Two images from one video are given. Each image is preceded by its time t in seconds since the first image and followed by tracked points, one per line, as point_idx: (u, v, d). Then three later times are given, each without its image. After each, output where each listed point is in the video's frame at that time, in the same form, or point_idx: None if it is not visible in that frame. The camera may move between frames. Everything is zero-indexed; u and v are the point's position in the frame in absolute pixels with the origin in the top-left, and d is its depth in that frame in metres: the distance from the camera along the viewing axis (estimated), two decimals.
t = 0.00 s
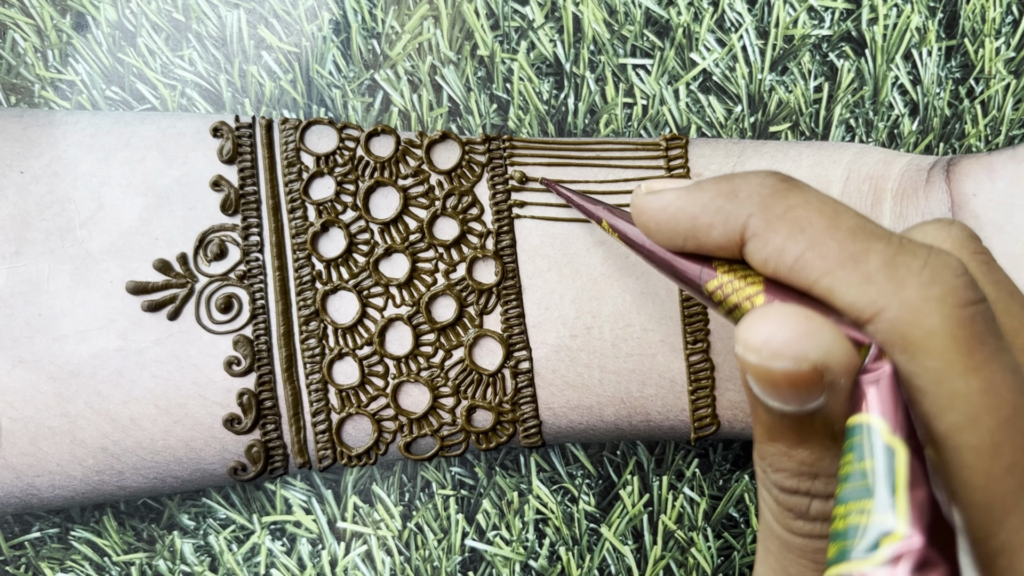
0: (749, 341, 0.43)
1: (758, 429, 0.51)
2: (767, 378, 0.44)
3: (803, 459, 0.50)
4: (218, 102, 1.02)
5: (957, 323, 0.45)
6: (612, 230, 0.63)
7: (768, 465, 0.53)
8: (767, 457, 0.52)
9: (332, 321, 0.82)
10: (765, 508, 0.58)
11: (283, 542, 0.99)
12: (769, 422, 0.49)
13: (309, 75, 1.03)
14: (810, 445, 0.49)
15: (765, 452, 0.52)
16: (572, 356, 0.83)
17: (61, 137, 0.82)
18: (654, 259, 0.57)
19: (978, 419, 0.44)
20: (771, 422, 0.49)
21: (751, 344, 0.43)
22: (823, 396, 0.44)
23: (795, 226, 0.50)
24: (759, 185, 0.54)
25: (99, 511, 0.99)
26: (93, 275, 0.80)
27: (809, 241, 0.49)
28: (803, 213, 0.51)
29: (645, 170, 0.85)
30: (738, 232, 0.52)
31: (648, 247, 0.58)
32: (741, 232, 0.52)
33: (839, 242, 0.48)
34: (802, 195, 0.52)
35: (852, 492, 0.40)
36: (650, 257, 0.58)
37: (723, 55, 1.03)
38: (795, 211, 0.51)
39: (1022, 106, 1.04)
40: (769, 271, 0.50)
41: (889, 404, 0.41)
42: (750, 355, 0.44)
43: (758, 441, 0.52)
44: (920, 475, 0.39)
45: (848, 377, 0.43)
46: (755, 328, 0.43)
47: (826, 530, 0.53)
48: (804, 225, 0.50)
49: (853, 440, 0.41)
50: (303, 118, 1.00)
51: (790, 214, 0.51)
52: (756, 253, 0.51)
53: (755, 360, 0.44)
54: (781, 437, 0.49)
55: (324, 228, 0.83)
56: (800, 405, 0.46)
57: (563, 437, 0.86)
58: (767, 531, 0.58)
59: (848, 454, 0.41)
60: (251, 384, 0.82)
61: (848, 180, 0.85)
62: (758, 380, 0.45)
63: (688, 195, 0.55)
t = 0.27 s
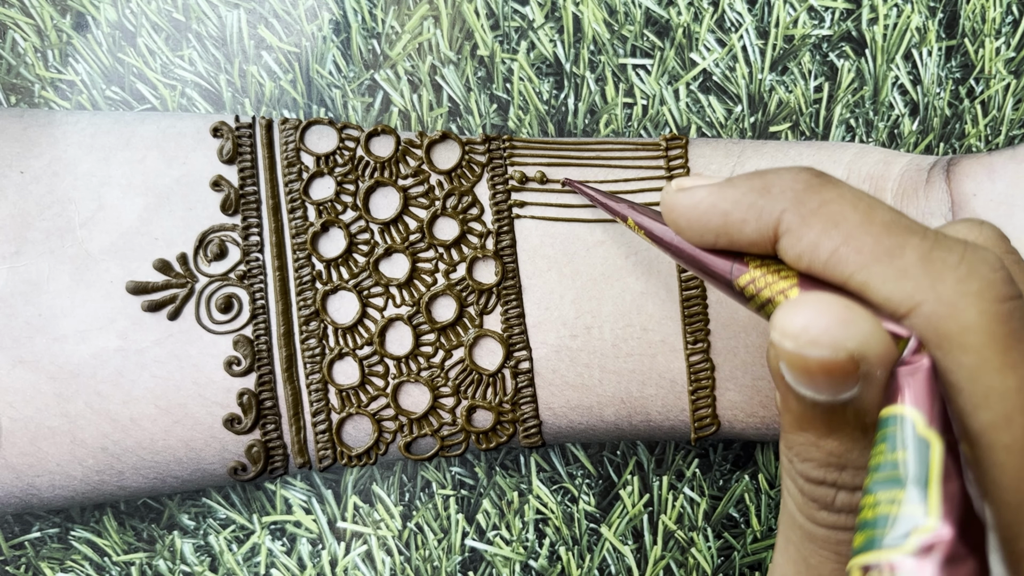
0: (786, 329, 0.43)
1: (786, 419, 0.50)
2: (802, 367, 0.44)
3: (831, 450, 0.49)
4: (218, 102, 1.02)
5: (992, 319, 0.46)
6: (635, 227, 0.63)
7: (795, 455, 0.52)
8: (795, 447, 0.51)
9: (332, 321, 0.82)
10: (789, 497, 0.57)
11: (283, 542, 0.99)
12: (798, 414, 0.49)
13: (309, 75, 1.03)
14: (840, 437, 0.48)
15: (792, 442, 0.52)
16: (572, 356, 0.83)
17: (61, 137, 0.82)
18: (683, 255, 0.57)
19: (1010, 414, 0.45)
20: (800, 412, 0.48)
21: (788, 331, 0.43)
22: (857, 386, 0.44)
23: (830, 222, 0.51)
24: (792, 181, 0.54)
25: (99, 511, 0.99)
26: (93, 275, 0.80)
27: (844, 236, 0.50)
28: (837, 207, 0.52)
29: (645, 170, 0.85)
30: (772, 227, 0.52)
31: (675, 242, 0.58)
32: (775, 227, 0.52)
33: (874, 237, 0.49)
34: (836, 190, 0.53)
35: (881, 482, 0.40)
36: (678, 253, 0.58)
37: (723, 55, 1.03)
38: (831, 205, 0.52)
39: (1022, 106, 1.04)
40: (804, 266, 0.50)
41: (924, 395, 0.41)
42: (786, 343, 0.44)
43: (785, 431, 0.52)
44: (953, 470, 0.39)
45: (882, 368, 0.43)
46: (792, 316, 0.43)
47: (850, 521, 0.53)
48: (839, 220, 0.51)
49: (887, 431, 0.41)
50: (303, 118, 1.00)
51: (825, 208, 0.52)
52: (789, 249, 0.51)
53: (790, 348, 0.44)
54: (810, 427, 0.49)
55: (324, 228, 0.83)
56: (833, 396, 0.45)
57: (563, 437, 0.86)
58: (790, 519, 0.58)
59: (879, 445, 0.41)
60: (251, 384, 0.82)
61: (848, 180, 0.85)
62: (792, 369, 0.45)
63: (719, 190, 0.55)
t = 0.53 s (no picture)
0: (819, 314, 0.43)
1: (813, 406, 0.50)
2: (833, 353, 0.44)
3: (857, 440, 0.49)
4: (218, 102, 1.02)
5: None
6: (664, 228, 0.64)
7: (819, 443, 0.52)
8: (819, 435, 0.51)
9: (332, 321, 0.82)
10: (811, 485, 0.57)
11: (283, 542, 0.99)
12: (826, 401, 0.48)
13: (309, 75, 1.03)
14: (867, 427, 0.48)
15: (816, 429, 0.51)
16: (572, 356, 0.83)
17: (62, 137, 0.82)
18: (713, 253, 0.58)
19: None
20: (827, 399, 0.48)
21: (821, 317, 0.43)
22: (888, 375, 0.44)
23: (863, 217, 0.51)
24: (825, 179, 0.55)
25: (99, 511, 0.99)
26: (93, 275, 0.80)
27: (877, 231, 0.50)
28: (871, 204, 0.52)
29: (645, 170, 0.85)
30: (806, 223, 0.53)
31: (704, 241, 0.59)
32: (808, 222, 0.53)
33: (908, 232, 0.50)
34: (869, 186, 0.54)
35: (910, 469, 0.39)
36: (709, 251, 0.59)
37: (723, 55, 1.03)
38: (865, 201, 0.52)
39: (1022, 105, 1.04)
40: (835, 261, 0.51)
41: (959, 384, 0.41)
42: (818, 328, 0.43)
43: (810, 419, 0.51)
44: (982, 463, 0.39)
45: (915, 357, 0.43)
46: (826, 302, 0.43)
47: (874, 512, 0.52)
48: (872, 216, 0.51)
49: (918, 421, 0.40)
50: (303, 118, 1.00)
51: (858, 204, 0.52)
52: (822, 244, 0.52)
53: (823, 333, 0.43)
54: (837, 416, 0.48)
55: (324, 228, 0.83)
56: (862, 384, 0.45)
57: (562, 437, 0.86)
58: (813, 508, 0.58)
59: (910, 432, 0.40)
60: (251, 384, 0.82)
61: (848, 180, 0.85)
62: (823, 356, 0.45)
63: (752, 188, 0.56)
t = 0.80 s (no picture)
0: (857, 301, 0.41)
1: (843, 394, 0.48)
2: (868, 340, 0.42)
3: (889, 429, 0.47)
4: (218, 102, 1.02)
5: None
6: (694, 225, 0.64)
7: (847, 433, 0.49)
8: (848, 424, 0.49)
9: (332, 321, 0.82)
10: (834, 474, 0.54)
11: (283, 542, 0.99)
12: (856, 390, 0.46)
13: (309, 75, 1.03)
14: (898, 417, 0.46)
15: (844, 418, 0.49)
16: (572, 356, 0.83)
17: (62, 137, 0.82)
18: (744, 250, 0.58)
19: None
20: (858, 388, 0.46)
21: (859, 303, 0.41)
22: (923, 365, 0.42)
23: (899, 209, 0.51)
24: (860, 171, 0.55)
25: (99, 511, 0.99)
26: (93, 275, 0.80)
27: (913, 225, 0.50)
28: (908, 196, 0.52)
29: (645, 171, 0.85)
30: (840, 216, 0.53)
31: (738, 237, 0.59)
32: (842, 218, 0.53)
33: (945, 225, 0.49)
34: (903, 180, 0.53)
35: (942, 458, 0.39)
36: (740, 248, 0.59)
37: (723, 55, 1.03)
38: (899, 194, 0.52)
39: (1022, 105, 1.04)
40: (871, 253, 0.51)
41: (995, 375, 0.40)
42: (855, 315, 0.41)
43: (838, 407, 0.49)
44: (1017, 454, 0.38)
45: (952, 347, 0.41)
46: (865, 289, 0.41)
47: (901, 502, 0.50)
48: (909, 208, 0.51)
49: (952, 410, 0.40)
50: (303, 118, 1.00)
51: (894, 197, 0.52)
52: (857, 237, 0.52)
53: (860, 320, 0.41)
54: (869, 404, 0.46)
55: (324, 228, 0.83)
56: (896, 373, 0.43)
57: (562, 437, 0.86)
58: (835, 497, 0.55)
59: (943, 421, 0.40)
60: (251, 384, 0.82)
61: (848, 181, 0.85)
62: (858, 343, 0.42)
63: (786, 182, 0.56)
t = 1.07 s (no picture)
0: (893, 290, 0.40)
1: (873, 385, 0.47)
2: (903, 331, 0.41)
3: (918, 422, 0.45)
4: (218, 102, 1.02)
5: None
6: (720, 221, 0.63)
7: (875, 424, 0.48)
8: (876, 415, 0.48)
9: (332, 321, 0.82)
10: (858, 464, 0.53)
11: (283, 542, 0.99)
12: (886, 381, 0.45)
13: (309, 75, 1.03)
14: (930, 409, 0.45)
15: (874, 408, 0.48)
16: (572, 356, 0.83)
17: (62, 137, 0.82)
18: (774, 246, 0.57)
19: None
20: (890, 378, 0.45)
21: (895, 292, 0.40)
22: (958, 357, 0.41)
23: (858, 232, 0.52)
24: (895, 169, 0.56)
25: (99, 511, 0.99)
26: (93, 275, 0.80)
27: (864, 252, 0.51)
28: (944, 193, 0.53)
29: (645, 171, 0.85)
30: (874, 211, 0.54)
31: (767, 234, 0.58)
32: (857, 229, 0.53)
33: (982, 221, 0.50)
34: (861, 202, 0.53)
35: (975, 449, 0.37)
36: (769, 245, 0.58)
37: (723, 55, 1.03)
38: (936, 193, 0.53)
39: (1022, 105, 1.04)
40: (906, 249, 0.52)
41: None
42: (890, 304, 0.41)
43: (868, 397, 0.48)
44: None
45: (990, 342, 0.40)
46: (901, 279, 0.40)
47: (928, 495, 0.49)
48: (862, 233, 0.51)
49: (987, 402, 0.38)
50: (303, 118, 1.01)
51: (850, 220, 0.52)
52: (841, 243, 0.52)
53: (895, 310, 0.40)
54: (899, 396, 0.45)
55: (324, 228, 0.83)
56: (928, 365, 0.42)
57: (562, 437, 0.86)
58: (857, 488, 0.53)
59: (978, 412, 0.38)
60: (251, 384, 0.82)
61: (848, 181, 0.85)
62: (891, 333, 0.42)
63: (820, 177, 0.56)
